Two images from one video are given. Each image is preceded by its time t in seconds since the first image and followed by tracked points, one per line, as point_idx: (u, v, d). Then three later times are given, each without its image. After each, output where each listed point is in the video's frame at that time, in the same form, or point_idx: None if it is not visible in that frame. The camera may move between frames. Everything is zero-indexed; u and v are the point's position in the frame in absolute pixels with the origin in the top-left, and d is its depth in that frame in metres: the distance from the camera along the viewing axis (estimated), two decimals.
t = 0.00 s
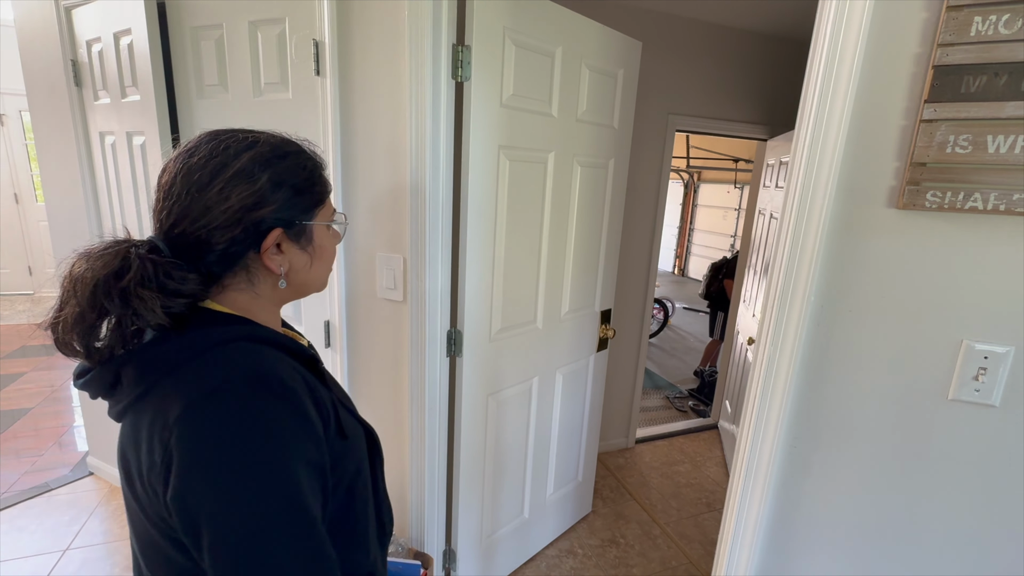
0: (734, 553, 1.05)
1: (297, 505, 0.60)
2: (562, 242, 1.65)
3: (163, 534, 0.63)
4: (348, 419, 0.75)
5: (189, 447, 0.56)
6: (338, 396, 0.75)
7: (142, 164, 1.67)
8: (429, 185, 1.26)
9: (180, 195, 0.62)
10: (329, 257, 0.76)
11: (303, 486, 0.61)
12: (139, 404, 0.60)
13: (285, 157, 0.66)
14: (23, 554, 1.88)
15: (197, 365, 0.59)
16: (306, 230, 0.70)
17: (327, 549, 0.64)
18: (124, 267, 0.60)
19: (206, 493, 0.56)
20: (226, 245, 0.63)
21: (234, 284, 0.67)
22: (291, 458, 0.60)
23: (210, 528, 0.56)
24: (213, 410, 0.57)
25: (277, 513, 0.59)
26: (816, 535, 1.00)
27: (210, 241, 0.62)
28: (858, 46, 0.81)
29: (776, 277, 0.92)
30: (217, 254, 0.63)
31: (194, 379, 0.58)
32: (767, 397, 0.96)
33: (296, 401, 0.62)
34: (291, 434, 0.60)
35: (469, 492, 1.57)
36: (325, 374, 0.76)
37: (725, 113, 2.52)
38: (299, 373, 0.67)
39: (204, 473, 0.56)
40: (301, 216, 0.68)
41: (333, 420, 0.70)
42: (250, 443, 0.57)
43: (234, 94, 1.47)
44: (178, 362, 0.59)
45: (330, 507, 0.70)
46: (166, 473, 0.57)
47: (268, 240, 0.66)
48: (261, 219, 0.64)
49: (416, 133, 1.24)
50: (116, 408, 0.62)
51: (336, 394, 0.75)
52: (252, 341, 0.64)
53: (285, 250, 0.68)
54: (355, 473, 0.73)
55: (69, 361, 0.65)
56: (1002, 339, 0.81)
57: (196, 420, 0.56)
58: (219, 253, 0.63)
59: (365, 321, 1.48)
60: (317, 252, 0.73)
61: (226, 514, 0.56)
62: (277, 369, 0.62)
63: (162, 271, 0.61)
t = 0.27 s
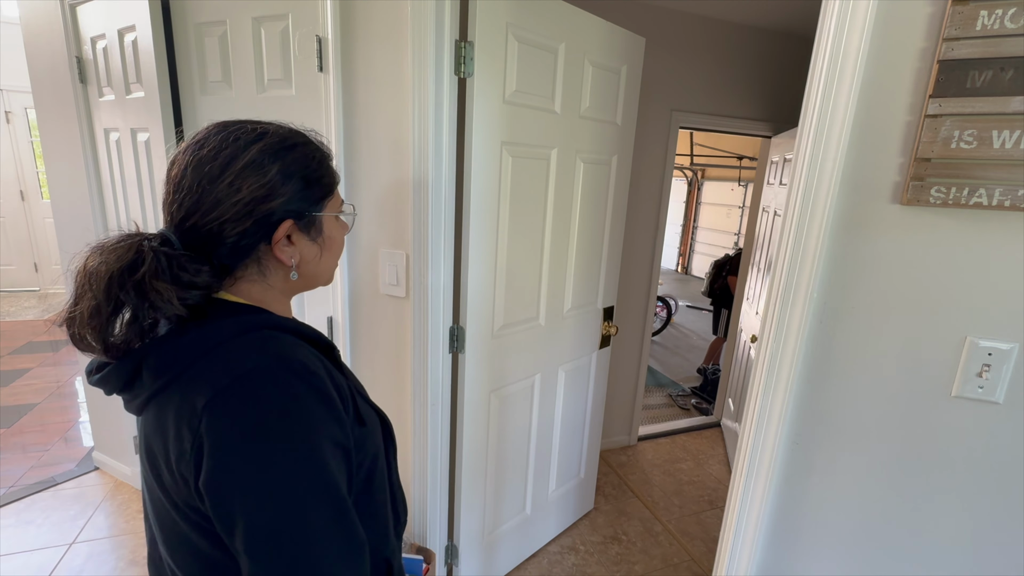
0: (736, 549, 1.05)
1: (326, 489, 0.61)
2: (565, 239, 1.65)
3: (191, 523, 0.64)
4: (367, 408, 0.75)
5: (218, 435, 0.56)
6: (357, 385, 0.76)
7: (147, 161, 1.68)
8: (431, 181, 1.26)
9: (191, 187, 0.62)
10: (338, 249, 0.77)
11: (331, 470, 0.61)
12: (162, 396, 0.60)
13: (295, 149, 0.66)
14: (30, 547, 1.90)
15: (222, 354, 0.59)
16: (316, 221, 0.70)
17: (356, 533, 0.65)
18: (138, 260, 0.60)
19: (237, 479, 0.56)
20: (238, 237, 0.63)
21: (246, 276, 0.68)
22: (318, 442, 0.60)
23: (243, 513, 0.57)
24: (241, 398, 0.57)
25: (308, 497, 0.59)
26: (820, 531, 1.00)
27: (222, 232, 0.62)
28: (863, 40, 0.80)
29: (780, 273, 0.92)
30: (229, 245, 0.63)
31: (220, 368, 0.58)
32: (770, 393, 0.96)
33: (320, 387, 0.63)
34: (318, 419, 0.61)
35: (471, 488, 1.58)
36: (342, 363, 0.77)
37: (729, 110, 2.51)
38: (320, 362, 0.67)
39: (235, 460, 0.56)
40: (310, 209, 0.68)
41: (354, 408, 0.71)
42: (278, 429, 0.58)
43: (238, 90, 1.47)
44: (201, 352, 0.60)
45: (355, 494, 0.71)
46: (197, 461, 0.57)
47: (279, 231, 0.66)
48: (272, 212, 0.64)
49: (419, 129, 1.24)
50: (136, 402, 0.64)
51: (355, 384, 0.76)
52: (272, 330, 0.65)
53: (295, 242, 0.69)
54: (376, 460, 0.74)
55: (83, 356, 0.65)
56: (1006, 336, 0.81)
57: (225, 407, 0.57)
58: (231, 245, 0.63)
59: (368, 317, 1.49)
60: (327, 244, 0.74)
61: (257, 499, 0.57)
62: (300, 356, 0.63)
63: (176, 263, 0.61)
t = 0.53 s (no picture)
0: (736, 545, 1.05)
1: (328, 486, 0.61)
2: (567, 236, 1.65)
3: (195, 518, 0.64)
4: (372, 405, 0.76)
5: (222, 430, 0.56)
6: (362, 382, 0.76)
7: (150, 157, 1.69)
8: (433, 177, 1.26)
9: (201, 181, 0.62)
10: (345, 246, 0.77)
11: (334, 467, 0.62)
12: (167, 390, 0.61)
13: (305, 145, 0.66)
14: (34, 541, 1.91)
15: (227, 349, 0.60)
16: (325, 218, 0.70)
17: (357, 530, 0.65)
18: (148, 252, 0.60)
19: (240, 474, 0.57)
20: (247, 232, 0.63)
21: (253, 271, 0.68)
22: (322, 439, 0.61)
23: (244, 509, 0.57)
24: (245, 393, 0.58)
25: (310, 493, 0.59)
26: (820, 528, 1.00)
27: (230, 227, 0.62)
28: (866, 37, 0.80)
29: (782, 270, 0.92)
30: (237, 240, 0.63)
31: (225, 363, 0.59)
32: (771, 391, 0.96)
33: (324, 383, 0.63)
34: (322, 415, 0.61)
35: (472, 484, 1.58)
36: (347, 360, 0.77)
37: (731, 107, 2.50)
38: (325, 358, 0.68)
39: (238, 455, 0.56)
40: (320, 205, 0.69)
41: (359, 405, 0.71)
42: (281, 425, 0.58)
43: (240, 87, 1.47)
44: (206, 347, 0.60)
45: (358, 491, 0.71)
46: (200, 457, 0.58)
47: (288, 228, 0.66)
48: (281, 207, 0.64)
49: (421, 125, 1.24)
50: (140, 397, 0.64)
51: (360, 381, 0.76)
52: (278, 326, 0.65)
53: (303, 238, 0.69)
54: (379, 458, 0.75)
55: (92, 347, 0.66)
56: (1008, 333, 0.81)
57: (230, 402, 0.57)
58: (239, 240, 0.63)
59: (370, 313, 1.49)
60: (334, 240, 0.74)
61: (259, 494, 0.57)
62: (306, 353, 0.63)
63: (185, 257, 0.61)
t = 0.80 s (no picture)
0: (736, 542, 1.06)
1: (327, 487, 0.61)
2: (568, 232, 1.65)
3: (193, 516, 0.64)
4: (373, 405, 0.76)
5: (220, 429, 0.56)
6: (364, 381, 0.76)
7: (150, 152, 1.69)
8: (435, 173, 1.26)
9: (209, 174, 0.62)
10: (352, 243, 0.77)
11: (333, 467, 0.61)
12: (168, 387, 0.61)
13: (315, 140, 0.66)
14: (35, 535, 1.92)
15: (227, 348, 0.59)
16: (332, 214, 0.70)
17: (355, 531, 0.65)
18: (154, 245, 0.60)
19: (238, 474, 0.57)
20: (253, 226, 0.63)
21: (259, 267, 0.68)
22: (321, 439, 0.60)
23: (242, 509, 0.57)
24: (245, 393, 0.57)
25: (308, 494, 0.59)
26: (820, 526, 1.01)
27: (236, 221, 0.62)
28: (870, 33, 0.80)
29: (784, 268, 0.92)
30: (243, 234, 0.63)
31: (225, 362, 0.59)
32: (772, 388, 0.96)
33: (324, 383, 0.63)
34: (321, 416, 0.61)
35: (472, 480, 1.58)
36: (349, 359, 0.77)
37: (733, 104, 2.49)
38: (327, 357, 0.67)
39: (237, 455, 0.56)
40: (327, 200, 0.68)
41: (359, 405, 0.71)
42: (280, 425, 0.58)
43: (241, 81, 1.47)
44: (207, 346, 0.60)
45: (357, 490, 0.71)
46: (199, 456, 0.57)
47: (295, 223, 0.66)
48: (288, 202, 0.64)
49: (423, 120, 1.24)
50: (141, 392, 0.64)
51: (362, 380, 0.76)
52: (279, 324, 0.65)
53: (310, 234, 0.69)
54: (378, 458, 0.74)
55: (93, 340, 0.65)
56: (1011, 330, 0.81)
57: (229, 402, 0.57)
58: (245, 234, 0.63)
59: (371, 309, 1.49)
60: (341, 237, 0.74)
61: (257, 494, 0.57)
62: (306, 352, 0.63)
63: (191, 250, 0.61)
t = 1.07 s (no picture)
0: (734, 540, 1.06)
1: (327, 487, 0.61)
2: (568, 229, 1.65)
3: (195, 516, 0.64)
4: (373, 404, 0.76)
5: (221, 429, 0.56)
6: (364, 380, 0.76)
7: (150, 147, 1.68)
8: (435, 170, 1.26)
9: (208, 169, 0.62)
10: (352, 241, 0.76)
11: (333, 467, 0.62)
12: (167, 386, 0.61)
13: (316, 136, 0.66)
14: (34, 531, 1.91)
15: (227, 348, 0.59)
16: (333, 213, 0.70)
17: (356, 530, 0.65)
18: (150, 243, 0.60)
19: (239, 475, 0.57)
20: (252, 224, 0.63)
21: (257, 265, 0.68)
22: (321, 439, 0.61)
23: (242, 509, 0.57)
24: (245, 392, 0.58)
25: (308, 493, 0.59)
26: (818, 523, 1.01)
27: (235, 218, 0.62)
28: (872, 31, 0.80)
29: (784, 267, 0.92)
30: (242, 232, 0.63)
31: (226, 361, 0.59)
32: (772, 386, 0.96)
33: (324, 383, 0.63)
34: (320, 415, 0.61)
35: (472, 477, 1.59)
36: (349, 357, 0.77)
37: (733, 102, 2.49)
38: (326, 357, 0.67)
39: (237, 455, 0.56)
40: (328, 198, 0.68)
41: (359, 404, 0.71)
42: (279, 425, 0.58)
43: (241, 77, 1.47)
44: (207, 345, 0.60)
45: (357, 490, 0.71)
46: (200, 457, 0.57)
47: (295, 222, 0.66)
48: (288, 199, 0.64)
49: (424, 116, 1.24)
50: (140, 391, 0.64)
51: (362, 379, 0.76)
52: (279, 323, 0.65)
53: (310, 233, 0.69)
54: (378, 457, 0.75)
55: (91, 337, 0.65)
56: (1010, 328, 0.81)
57: (229, 401, 0.57)
58: (244, 232, 0.63)
59: (371, 305, 1.49)
60: (342, 236, 0.74)
61: (258, 496, 0.57)
62: (307, 352, 0.63)
63: (189, 249, 0.61)
